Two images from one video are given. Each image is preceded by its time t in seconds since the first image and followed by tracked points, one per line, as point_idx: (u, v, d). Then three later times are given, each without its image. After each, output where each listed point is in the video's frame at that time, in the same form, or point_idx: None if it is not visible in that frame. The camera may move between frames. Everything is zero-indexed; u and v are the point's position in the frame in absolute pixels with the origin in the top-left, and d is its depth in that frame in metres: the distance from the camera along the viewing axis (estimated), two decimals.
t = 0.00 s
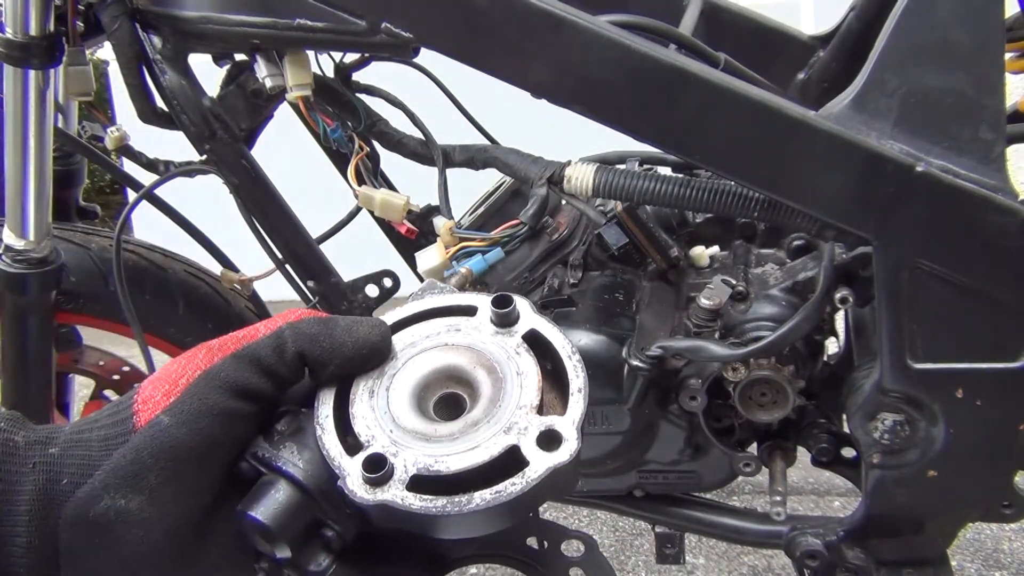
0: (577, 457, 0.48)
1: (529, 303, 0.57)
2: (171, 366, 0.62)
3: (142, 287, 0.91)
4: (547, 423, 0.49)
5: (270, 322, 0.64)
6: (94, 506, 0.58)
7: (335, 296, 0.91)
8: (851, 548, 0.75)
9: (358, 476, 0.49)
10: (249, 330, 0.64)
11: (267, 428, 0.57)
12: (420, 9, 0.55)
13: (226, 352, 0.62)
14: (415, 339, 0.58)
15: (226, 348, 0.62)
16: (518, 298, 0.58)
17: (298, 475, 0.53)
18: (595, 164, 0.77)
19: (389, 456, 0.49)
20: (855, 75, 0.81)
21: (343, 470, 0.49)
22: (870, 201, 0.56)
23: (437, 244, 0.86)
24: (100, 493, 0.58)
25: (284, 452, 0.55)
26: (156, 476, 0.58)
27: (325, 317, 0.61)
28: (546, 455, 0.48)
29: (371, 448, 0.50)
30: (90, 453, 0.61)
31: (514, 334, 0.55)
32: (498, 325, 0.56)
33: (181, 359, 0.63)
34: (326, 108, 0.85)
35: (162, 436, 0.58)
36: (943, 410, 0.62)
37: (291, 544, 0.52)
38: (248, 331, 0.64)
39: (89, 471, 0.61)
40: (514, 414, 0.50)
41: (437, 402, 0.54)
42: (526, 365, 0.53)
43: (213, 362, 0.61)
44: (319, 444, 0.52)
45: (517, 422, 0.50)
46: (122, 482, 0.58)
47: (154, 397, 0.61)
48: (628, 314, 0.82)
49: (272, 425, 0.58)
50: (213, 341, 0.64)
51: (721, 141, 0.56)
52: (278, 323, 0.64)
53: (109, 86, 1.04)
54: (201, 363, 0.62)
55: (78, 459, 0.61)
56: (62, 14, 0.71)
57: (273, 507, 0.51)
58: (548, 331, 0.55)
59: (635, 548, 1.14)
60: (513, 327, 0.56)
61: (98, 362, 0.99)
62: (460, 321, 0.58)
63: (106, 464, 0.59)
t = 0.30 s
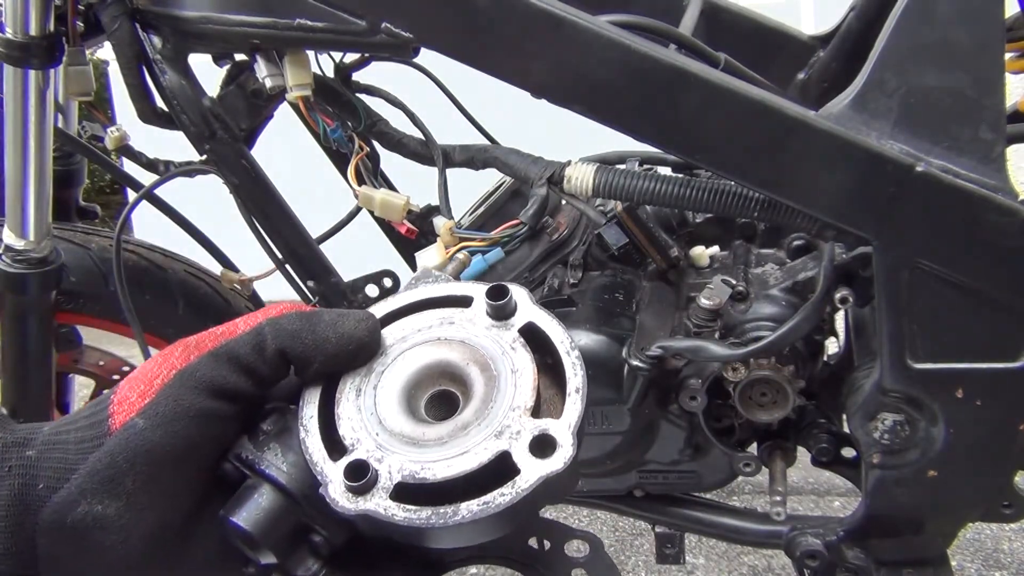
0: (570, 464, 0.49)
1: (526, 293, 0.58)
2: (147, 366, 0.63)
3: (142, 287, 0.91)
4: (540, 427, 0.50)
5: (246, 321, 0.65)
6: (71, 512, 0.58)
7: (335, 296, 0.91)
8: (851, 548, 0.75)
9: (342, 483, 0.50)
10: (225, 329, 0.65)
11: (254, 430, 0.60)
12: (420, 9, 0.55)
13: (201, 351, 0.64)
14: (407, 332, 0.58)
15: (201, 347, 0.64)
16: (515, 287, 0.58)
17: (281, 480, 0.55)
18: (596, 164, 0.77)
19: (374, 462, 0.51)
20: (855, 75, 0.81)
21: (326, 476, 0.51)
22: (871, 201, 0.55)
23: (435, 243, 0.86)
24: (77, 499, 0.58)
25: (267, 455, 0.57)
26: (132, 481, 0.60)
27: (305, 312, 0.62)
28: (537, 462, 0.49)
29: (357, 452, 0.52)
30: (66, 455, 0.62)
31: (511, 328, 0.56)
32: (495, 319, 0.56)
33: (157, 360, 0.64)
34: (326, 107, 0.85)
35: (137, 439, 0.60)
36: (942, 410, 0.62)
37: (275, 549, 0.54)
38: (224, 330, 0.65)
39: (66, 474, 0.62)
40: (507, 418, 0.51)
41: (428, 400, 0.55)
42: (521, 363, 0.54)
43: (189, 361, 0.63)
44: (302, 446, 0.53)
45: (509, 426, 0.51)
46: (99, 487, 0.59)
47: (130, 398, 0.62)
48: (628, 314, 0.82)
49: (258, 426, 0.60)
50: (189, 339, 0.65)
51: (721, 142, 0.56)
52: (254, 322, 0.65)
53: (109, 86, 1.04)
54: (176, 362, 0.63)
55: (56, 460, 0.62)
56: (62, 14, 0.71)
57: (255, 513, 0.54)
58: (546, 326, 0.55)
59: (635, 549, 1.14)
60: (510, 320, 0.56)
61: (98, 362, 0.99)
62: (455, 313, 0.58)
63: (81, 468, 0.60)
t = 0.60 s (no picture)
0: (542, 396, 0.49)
1: (487, 241, 0.59)
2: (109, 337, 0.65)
3: (142, 288, 0.92)
4: (508, 363, 0.51)
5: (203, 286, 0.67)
6: (38, 488, 0.61)
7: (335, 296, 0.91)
8: (852, 548, 0.75)
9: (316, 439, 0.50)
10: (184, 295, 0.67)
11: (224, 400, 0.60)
12: (421, 9, 0.55)
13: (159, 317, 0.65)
14: (371, 291, 0.59)
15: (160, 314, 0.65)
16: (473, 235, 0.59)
17: (257, 444, 0.56)
18: (596, 164, 0.77)
19: (346, 415, 0.51)
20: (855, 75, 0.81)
21: (299, 434, 0.51)
22: (872, 200, 0.55)
23: (417, 229, 0.86)
24: (45, 473, 0.61)
25: (241, 422, 0.58)
26: (97, 451, 0.62)
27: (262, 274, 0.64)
28: (510, 398, 0.49)
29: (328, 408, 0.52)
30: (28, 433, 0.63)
31: (475, 275, 0.57)
32: (459, 267, 0.57)
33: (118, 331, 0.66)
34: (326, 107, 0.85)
35: (100, 408, 0.61)
36: (943, 410, 0.62)
37: (256, 516, 0.55)
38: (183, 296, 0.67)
39: (28, 453, 0.63)
40: (477, 359, 0.51)
41: (398, 354, 0.55)
42: (488, 306, 0.55)
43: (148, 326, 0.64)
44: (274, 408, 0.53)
45: (479, 366, 0.51)
46: (65, 460, 0.61)
47: (91, 368, 0.63)
48: (628, 314, 0.82)
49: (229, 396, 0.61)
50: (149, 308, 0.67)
51: (721, 142, 0.56)
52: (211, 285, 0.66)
53: (109, 86, 1.03)
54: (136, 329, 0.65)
55: (19, 439, 0.64)
56: (62, 14, 0.71)
57: (234, 480, 0.54)
58: (509, 268, 0.56)
59: (635, 548, 1.14)
60: (473, 267, 0.57)
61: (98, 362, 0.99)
62: (417, 266, 0.59)
63: (47, 441, 0.62)
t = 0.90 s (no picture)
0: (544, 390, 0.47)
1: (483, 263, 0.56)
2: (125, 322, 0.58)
3: (142, 288, 0.92)
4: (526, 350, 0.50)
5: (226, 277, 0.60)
6: (37, 464, 0.51)
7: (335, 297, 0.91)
8: (852, 548, 0.75)
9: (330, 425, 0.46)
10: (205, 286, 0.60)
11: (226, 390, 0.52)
12: (421, 9, 0.55)
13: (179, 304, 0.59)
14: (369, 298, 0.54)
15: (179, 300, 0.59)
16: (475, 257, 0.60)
17: (264, 432, 0.48)
18: (596, 164, 0.77)
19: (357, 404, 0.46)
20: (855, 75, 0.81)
21: (312, 421, 0.46)
22: (872, 200, 0.55)
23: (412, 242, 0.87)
24: (44, 451, 0.51)
25: (246, 414, 0.50)
26: (103, 428, 0.53)
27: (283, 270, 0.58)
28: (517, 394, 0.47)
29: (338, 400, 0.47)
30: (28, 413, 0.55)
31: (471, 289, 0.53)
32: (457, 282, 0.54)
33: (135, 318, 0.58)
34: (326, 108, 0.85)
35: (113, 385, 0.53)
36: (943, 410, 0.62)
37: (259, 506, 0.48)
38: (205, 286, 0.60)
39: (28, 430, 0.55)
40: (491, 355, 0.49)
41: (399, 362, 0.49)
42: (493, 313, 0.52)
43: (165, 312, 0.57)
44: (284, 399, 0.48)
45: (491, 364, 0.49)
46: (68, 437, 0.52)
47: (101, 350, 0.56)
48: (628, 314, 0.82)
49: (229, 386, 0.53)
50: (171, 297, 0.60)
51: (721, 142, 0.56)
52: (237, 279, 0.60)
53: (109, 86, 1.03)
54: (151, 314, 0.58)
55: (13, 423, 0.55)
56: (62, 14, 0.71)
57: (240, 468, 0.47)
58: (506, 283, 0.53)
59: (635, 548, 1.14)
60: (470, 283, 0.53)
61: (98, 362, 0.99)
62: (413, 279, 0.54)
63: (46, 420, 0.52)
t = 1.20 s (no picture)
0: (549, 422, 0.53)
1: (490, 281, 0.63)
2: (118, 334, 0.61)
3: (142, 288, 0.92)
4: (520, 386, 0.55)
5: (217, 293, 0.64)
6: (22, 479, 0.54)
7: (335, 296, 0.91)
8: (852, 548, 0.75)
9: (329, 450, 0.52)
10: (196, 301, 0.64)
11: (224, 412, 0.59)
12: (421, 9, 0.55)
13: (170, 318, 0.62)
14: (376, 318, 0.61)
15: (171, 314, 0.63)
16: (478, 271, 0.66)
17: (261, 457, 0.54)
18: (596, 164, 0.77)
19: (359, 430, 0.53)
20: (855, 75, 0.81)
21: (311, 446, 0.52)
22: (872, 200, 0.55)
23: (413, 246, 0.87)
24: (31, 464, 0.54)
25: (244, 435, 0.56)
26: (91, 442, 0.56)
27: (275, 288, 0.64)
28: (520, 423, 0.53)
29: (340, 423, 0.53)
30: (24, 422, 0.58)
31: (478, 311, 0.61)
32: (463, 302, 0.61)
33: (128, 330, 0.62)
34: (326, 108, 0.85)
35: (102, 399, 0.57)
36: (943, 410, 0.62)
37: (252, 532, 0.53)
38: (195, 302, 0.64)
39: (19, 442, 0.58)
40: (488, 386, 0.55)
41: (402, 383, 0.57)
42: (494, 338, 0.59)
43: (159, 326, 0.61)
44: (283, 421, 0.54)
45: (489, 393, 0.54)
46: (55, 450, 0.55)
47: (94, 361, 0.59)
48: (628, 314, 0.82)
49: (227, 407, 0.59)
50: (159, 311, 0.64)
51: (720, 142, 0.56)
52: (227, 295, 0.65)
53: (109, 86, 1.03)
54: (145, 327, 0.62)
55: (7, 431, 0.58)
56: (62, 14, 0.71)
57: (235, 491, 0.53)
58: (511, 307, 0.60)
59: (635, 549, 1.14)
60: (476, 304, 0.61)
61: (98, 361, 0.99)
62: (421, 301, 0.62)
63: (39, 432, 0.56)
